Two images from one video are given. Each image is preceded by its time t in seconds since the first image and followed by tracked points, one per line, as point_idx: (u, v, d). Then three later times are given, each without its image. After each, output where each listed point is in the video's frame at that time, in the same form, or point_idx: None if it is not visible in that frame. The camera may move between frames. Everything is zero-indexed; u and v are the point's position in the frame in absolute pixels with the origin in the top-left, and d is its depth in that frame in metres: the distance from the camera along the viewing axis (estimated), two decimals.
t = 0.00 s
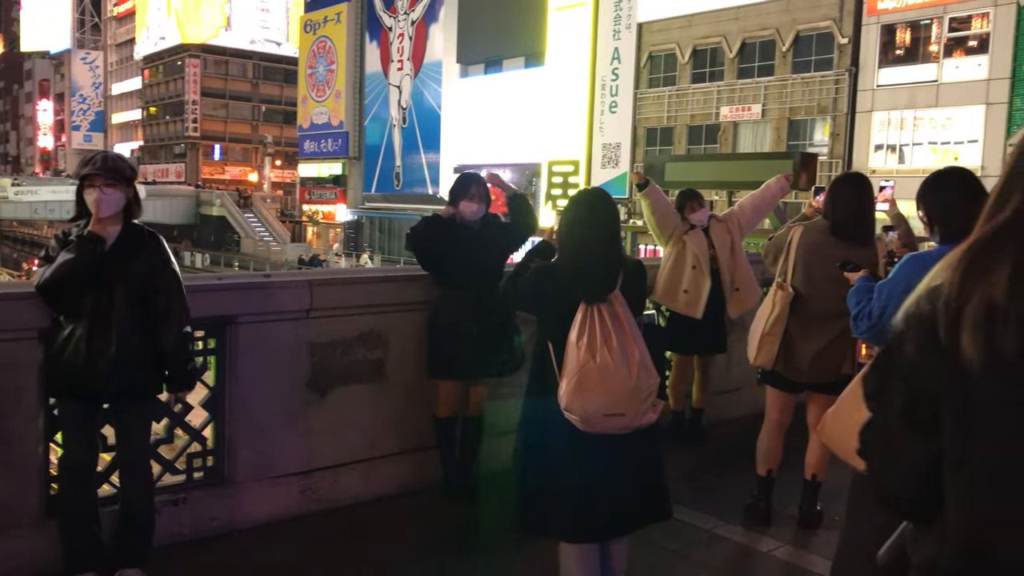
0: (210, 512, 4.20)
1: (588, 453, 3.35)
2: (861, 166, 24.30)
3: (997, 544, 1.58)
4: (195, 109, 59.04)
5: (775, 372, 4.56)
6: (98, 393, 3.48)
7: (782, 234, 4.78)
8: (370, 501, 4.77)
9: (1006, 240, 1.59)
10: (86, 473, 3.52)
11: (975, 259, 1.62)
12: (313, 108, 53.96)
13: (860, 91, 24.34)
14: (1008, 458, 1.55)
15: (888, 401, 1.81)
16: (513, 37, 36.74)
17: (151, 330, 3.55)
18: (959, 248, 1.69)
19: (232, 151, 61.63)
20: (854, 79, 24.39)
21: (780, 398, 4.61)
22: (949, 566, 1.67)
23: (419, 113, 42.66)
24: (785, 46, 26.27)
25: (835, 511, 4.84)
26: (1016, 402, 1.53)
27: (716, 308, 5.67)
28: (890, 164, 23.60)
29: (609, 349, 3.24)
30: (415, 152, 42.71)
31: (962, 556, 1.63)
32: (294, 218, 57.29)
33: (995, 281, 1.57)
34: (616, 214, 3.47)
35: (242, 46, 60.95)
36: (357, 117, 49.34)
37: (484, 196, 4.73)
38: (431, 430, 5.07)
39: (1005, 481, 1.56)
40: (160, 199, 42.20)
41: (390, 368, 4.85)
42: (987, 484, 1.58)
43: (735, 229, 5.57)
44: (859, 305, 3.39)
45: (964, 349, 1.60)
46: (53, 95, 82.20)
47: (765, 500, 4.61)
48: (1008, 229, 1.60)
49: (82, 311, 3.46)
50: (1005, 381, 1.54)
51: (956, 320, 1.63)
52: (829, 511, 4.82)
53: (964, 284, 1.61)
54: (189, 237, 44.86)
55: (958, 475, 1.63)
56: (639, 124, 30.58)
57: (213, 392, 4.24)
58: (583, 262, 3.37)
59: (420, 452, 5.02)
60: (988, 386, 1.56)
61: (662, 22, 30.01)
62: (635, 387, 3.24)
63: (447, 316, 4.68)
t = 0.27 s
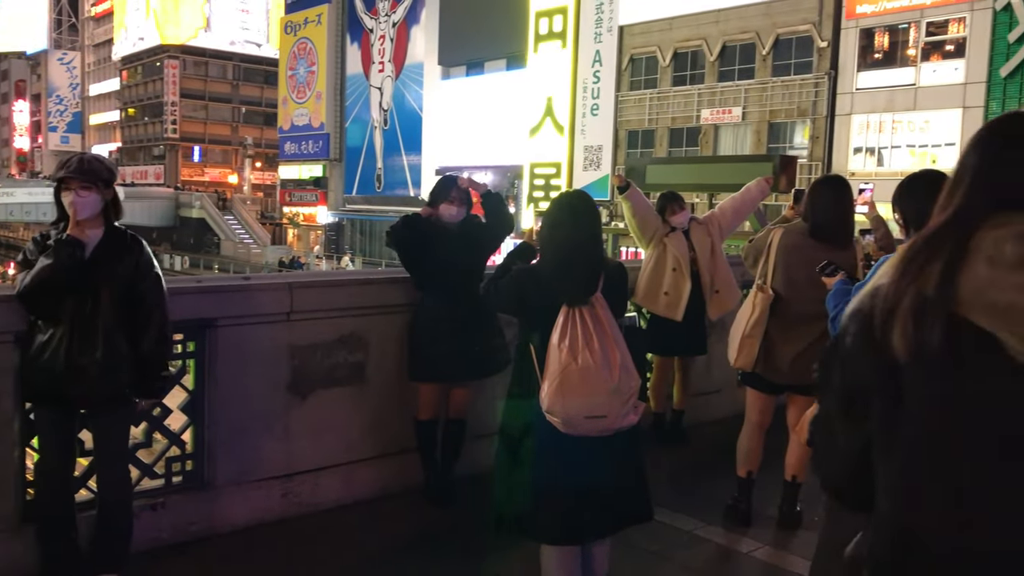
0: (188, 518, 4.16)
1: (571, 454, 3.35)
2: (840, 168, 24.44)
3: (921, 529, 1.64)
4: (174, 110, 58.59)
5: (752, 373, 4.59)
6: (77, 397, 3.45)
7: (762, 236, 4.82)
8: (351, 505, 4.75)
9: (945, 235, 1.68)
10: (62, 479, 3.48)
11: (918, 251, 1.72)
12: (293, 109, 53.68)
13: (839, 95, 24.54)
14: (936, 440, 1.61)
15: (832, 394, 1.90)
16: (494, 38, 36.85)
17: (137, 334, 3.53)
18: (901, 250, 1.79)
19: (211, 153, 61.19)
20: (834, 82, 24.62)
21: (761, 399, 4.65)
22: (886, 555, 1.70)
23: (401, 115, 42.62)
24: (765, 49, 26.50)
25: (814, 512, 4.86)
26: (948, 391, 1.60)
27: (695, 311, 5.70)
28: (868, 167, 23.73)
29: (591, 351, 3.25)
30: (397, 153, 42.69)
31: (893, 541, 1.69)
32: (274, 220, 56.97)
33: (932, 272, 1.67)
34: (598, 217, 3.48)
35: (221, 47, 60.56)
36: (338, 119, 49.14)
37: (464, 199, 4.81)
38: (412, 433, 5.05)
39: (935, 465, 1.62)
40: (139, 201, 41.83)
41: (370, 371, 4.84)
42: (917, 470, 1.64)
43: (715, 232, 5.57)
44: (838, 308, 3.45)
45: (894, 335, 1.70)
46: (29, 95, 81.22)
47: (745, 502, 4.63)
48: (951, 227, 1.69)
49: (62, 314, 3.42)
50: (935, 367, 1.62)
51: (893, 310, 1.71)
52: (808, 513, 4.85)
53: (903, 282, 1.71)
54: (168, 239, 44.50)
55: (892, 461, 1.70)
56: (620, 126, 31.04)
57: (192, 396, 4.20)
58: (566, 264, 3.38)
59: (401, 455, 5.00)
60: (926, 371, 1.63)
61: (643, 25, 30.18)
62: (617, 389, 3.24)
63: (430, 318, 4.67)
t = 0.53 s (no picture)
0: (169, 522, 4.13)
1: (552, 457, 3.35)
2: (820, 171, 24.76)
3: (824, 517, 1.73)
4: (154, 112, 58.18)
5: (730, 374, 4.61)
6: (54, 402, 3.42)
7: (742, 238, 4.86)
8: (332, 508, 4.73)
9: (856, 247, 1.76)
10: (40, 484, 3.45)
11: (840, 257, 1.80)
12: (275, 111, 53.42)
13: (819, 98, 24.71)
14: (836, 433, 1.69)
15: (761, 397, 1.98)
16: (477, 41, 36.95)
17: (113, 338, 3.48)
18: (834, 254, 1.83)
19: (192, 155, 60.80)
20: (814, 85, 24.75)
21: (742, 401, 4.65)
22: (801, 545, 1.78)
23: (382, 117, 42.61)
24: (746, 52, 26.54)
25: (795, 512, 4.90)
26: (851, 385, 1.68)
27: (677, 313, 5.72)
28: (847, 170, 24.08)
29: (573, 354, 3.26)
30: (379, 155, 42.62)
31: (800, 532, 1.78)
32: (255, 222, 56.67)
33: (846, 275, 1.75)
34: (579, 220, 3.48)
35: (202, 48, 60.21)
36: (319, 121, 48.90)
37: (445, 201, 4.81)
38: (394, 436, 5.05)
39: (835, 457, 1.70)
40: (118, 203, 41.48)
41: (352, 374, 4.82)
42: (821, 461, 1.71)
43: (695, 234, 5.63)
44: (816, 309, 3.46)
45: (801, 338, 1.79)
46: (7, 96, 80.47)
47: (726, 502, 4.66)
48: (868, 236, 1.77)
49: (39, 317, 3.37)
50: (837, 362, 1.69)
51: (812, 313, 1.80)
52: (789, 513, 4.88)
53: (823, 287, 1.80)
54: (148, 241, 44.14)
55: (793, 454, 1.79)
56: (602, 129, 31.15)
57: (172, 399, 4.17)
58: (548, 267, 3.38)
59: (384, 457, 4.99)
60: (826, 367, 1.71)
61: (624, 28, 30.36)
62: (599, 391, 3.26)
63: (410, 322, 4.67)
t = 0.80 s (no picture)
0: (149, 526, 4.11)
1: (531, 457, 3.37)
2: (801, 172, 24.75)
3: (763, 491, 1.94)
4: (134, 113, 57.79)
5: (706, 372, 4.64)
6: (30, 405, 3.38)
7: (722, 239, 4.88)
8: (314, 510, 4.71)
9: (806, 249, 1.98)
10: (16, 490, 3.42)
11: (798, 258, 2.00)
12: (256, 112, 53.15)
13: (800, 100, 24.86)
14: (777, 415, 1.90)
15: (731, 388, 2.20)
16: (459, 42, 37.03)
17: (90, 342, 3.44)
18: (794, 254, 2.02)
19: (172, 156, 60.40)
20: (793, 87, 24.87)
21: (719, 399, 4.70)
22: (748, 518, 1.99)
23: (364, 118, 42.55)
24: (727, 54, 26.66)
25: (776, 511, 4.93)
26: (791, 371, 1.89)
27: (658, 314, 5.72)
28: (827, 171, 24.08)
29: (554, 356, 3.26)
30: (361, 157, 42.52)
31: (746, 506, 1.99)
32: (236, 224, 56.38)
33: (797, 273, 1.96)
34: (562, 222, 3.49)
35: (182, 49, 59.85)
36: (301, 122, 48.69)
37: (427, 201, 4.79)
38: (376, 438, 5.03)
39: (776, 436, 1.90)
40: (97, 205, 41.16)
41: (334, 376, 4.81)
42: (763, 438, 1.93)
43: (678, 235, 5.65)
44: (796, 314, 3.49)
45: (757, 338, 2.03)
46: None
47: (706, 502, 4.67)
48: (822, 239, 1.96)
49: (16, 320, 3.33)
50: (784, 352, 1.92)
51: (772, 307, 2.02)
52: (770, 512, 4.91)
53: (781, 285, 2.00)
54: (128, 243, 43.81)
55: (740, 432, 2.01)
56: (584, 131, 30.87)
57: (152, 402, 4.15)
58: (530, 268, 3.38)
59: (367, 459, 4.99)
60: (774, 357, 1.94)
61: (606, 30, 30.25)
62: (580, 393, 3.27)
63: (390, 323, 4.66)
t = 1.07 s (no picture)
0: (127, 529, 4.08)
1: (508, 457, 3.37)
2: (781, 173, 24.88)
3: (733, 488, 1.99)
4: (112, 113, 57.28)
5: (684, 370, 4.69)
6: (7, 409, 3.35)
7: (701, 239, 4.91)
8: (294, 512, 4.69)
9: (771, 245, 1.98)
10: None
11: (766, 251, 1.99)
12: (236, 113, 52.87)
13: (778, 101, 25.01)
14: (745, 410, 1.94)
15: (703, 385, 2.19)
16: (440, 43, 37.04)
17: (66, 344, 3.41)
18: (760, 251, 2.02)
19: (151, 157, 59.95)
20: (773, 88, 25.08)
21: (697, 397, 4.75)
22: (719, 513, 2.03)
23: (345, 118, 42.44)
24: (707, 56, 26.87)
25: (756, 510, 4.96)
26: (757, 370, 1.91)
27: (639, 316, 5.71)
28: (807, 172, 24.25)
29: (535, 354, 3.28)
30: (342, 157, 42.38)
31: (717, 501, 2.04)
32: (216, 225, 55.99)
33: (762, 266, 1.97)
34: (541, 221, 3.49)
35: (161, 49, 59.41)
36: (281, 122, 48.43)
37: (409, 202, 4.84)
38: (357, 440, 5.02)
39: (745, 434, 1.94)
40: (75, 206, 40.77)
41: (313, 378, 4.79)
42: (733, 437, 1.97)
43: (658, 237, 5.71)
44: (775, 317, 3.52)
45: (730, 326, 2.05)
46: None
47: (687, 501, 4.69)
48: (786, 234, 1.96)
49: None
50: (753, 350, 1.93)
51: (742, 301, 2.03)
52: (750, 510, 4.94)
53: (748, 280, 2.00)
54: (106, 244, 43.39)
55: (714, 426, 2.04)
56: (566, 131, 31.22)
57: (130, 404, 4.12)
58: (511, 267, 3.39)
59: (348, 461, 4.98)
60: (744, 354, 1.96)
61: (587, 31, 30.57)
62: (560, 392, 3.28)
63: (369, 323, 4.65)
